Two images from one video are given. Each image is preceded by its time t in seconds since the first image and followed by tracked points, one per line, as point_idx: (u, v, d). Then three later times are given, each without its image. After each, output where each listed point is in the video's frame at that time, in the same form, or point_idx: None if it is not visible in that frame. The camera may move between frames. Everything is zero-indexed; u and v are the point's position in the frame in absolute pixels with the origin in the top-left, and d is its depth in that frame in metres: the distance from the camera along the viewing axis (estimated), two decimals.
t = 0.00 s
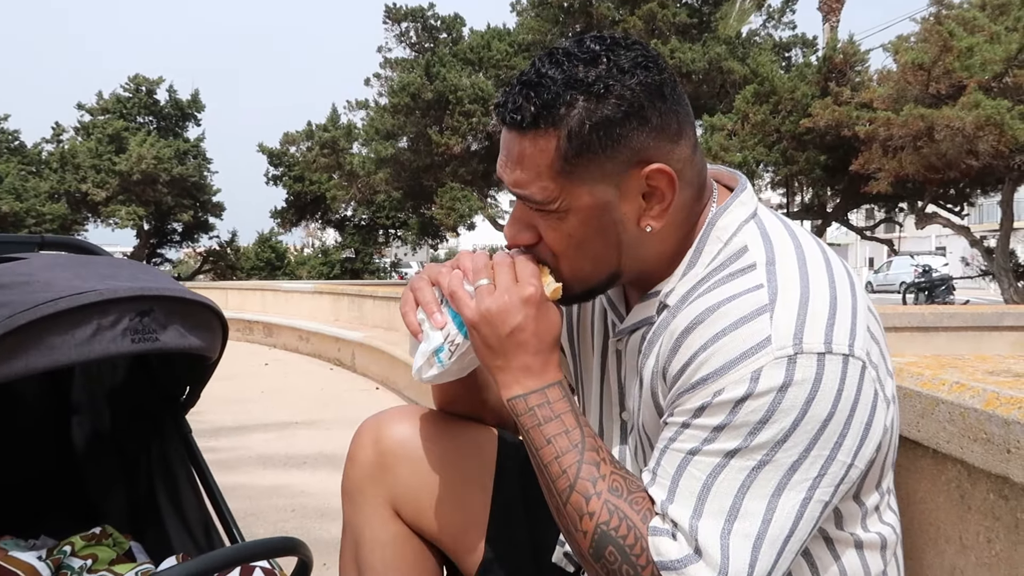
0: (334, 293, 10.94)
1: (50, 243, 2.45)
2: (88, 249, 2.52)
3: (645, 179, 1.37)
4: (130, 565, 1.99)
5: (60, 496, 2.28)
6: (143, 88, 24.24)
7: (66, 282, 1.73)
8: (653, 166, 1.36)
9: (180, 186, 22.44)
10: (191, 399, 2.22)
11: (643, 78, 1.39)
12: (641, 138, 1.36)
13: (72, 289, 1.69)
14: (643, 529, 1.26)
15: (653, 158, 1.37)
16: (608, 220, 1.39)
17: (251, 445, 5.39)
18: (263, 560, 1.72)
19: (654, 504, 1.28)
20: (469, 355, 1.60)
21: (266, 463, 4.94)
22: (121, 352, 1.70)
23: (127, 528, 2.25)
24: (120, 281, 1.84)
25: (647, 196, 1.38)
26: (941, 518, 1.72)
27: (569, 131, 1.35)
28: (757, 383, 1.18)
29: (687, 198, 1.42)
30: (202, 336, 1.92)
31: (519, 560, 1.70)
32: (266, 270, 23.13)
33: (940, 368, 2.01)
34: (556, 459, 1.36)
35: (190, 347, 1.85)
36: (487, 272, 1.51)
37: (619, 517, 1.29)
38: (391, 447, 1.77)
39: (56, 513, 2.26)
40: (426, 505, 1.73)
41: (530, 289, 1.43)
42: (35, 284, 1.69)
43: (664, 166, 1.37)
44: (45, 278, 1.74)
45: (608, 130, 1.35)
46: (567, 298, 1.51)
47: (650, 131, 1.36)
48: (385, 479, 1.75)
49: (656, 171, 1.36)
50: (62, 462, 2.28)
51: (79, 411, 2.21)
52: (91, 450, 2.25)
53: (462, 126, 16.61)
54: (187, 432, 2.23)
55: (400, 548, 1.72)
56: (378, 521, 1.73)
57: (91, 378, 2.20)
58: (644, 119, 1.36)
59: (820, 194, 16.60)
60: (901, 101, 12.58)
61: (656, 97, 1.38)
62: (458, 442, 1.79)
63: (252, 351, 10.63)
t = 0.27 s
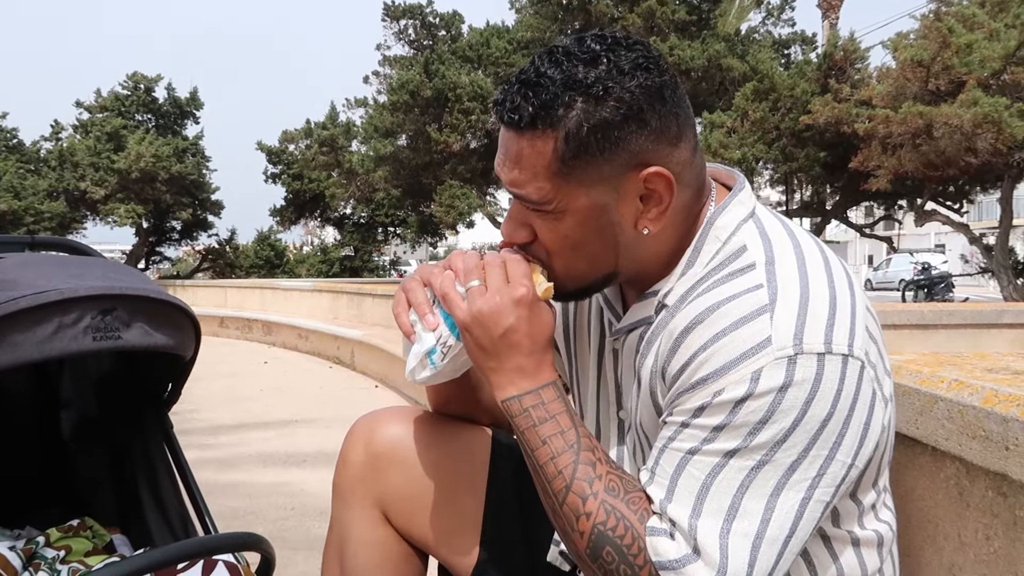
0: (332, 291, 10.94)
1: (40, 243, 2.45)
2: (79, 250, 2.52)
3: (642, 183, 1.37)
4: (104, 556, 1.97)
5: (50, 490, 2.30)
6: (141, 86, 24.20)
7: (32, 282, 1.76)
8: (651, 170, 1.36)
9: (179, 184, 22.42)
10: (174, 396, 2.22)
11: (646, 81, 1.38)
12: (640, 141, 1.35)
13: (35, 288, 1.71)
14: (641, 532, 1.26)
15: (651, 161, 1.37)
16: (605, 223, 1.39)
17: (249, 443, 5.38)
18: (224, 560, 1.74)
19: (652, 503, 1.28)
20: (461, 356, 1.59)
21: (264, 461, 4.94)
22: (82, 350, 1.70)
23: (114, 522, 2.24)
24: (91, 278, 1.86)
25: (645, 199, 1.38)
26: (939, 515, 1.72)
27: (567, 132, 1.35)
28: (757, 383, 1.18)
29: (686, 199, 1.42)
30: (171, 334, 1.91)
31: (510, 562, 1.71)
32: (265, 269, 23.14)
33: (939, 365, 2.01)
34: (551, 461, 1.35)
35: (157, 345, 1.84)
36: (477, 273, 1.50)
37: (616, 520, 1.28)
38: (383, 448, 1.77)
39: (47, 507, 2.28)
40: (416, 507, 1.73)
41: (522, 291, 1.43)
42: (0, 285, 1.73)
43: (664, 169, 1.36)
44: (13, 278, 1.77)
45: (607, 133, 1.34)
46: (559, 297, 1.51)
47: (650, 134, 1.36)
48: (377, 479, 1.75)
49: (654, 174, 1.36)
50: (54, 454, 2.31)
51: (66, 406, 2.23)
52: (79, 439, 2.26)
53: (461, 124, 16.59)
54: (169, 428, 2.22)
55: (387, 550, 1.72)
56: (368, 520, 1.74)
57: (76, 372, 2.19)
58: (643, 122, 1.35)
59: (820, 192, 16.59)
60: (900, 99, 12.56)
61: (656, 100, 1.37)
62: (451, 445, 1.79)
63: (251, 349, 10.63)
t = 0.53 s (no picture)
0: (332, 290, 10.95)
1: (40, 242, 2.45)
2: (79, 249, 2.53)
3: (643, 184, 1.38)
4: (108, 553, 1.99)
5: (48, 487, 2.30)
6: (141, 86, 24.19)
7: (42, 282, 1.78)
8: (651, 170, 1.37)
9: (179, 184, 22.42)
10: (174, 394, 2.22)
11: (650, 84, 1.39)
12: (640, 141, 1.37)
13: (46, 289, 1.73)
14: (639, 528, 1.28)
15: (652, 162, 1.38)
16: (602, 221, 1.41)
17: (250, 442, 5.39)
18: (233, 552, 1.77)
19: (650, 501, 1.29)
20: (459, 359, 1.62)
21: (265, 460, 4.95)
22: (90, 350, 1.72)
23: (113, 517, 2.27)
24: (95, 278, 1.88)
25: (645, 199, 1.40)
26: (936, 513, 1.73)
27: (569, 131, 1.38)
28: (756, 383, 1.19)
29: (688, 199, 1.43)
30: (178, 334, 1.91)
31: (510, 562, 1.74)
32: (265, 268, 23.17)
33: (935, 364, 2.03)
34: (551, 461, 1.37)
35: (164, 346, 1.85)
36: (473, 274, 1.53)
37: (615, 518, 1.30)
38: (384, 448, 1.78)
39: (46, 503, 2.29)
40: (417, 507, 1.74)
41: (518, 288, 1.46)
42: (13, 283, 1.76)
43: (662, 171, 1.38)
44: (21, 278, 1.79)
45: (607, 133, 1.36)
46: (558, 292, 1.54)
47: (650, 136, 1.37)
48: (379, 478, 1.76)
49: (654, 174, 1.37)
50: (53, 453, 2.32)
51: (67, 404, 2.25)
52: (79, 439, 2.29)
53: (461, 124, 16.62)
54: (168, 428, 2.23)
55: (386, 549, 1.72)
56: (367, 519, 1.74)
57: (76, 372, 2.22)
58: (644, 124, 1.36)
59: (819, 192, 16.61)
60: (899, 98, 12.58)
61: (659, 102, 1.38)
62: (452, 446, 1.81)
63: (251, 348, 10.64)
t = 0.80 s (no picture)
0: (332, 289, 10.97)
1: (36, 243, 2.45)
2: (77, 250, 2.53)
3: (668, 169, 1.38)
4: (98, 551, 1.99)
5: (45, 485, 2.32)
6: (141, 86, 24.19)
7: (29, 281, 1.81)
8: (677, 156, 1.38)
9: (178, 184, 22.40)
10: (167, 393, 2.22)
11: (687, 68, 1.40)
12: (670, 125, 1.37)
13: (33, 289, 1.75)
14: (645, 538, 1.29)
15: (679, 148, 1.39)
16: (624, 203, 1.40)
17: (250, 442, 5.41)
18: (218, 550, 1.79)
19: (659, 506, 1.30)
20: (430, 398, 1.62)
21: (265, 459, 4.96)
22: (77, 350, 1.74)
23: (109, 516, 2.27)
24: (84, 278, 1.90)
25: (667, 185, 1.40)
26: (933, 513, 1.74)
27: (602, 105, 1.37)
28: (777, 384, 1.21)
29: (707, 195, 1.44)
30: (168, 334, 1.93)
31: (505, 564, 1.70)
32: (265, 268, 23.17)
33: (934, 364, 2.04)
34: (539, 481, 1.35)
35: (152, 345, 1.86)
36: (414, 314, 1.43)
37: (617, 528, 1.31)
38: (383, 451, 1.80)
39: (44, 502, 2.31)
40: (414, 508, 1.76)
41: (463, 318, 1.39)
42: None
43: (690, 156, 1.38)
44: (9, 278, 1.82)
45: (640, 112, 1.36)
46: (566, 278, 1.51)
47: (680, 120, 1.38)
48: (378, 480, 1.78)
49: (681, 160, 1.38)
50: (51, 451, 2.35)
51: (63, 404, 2.29)
52: (75, 437, 2.32)
53: (461, 124, 16.64)
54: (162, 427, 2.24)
55: (384, 548, 1.74)
56: (363, 522, 1.76)
57: (72, 370, 2.26)
58: (677, 108, 1.37)
59: (818, 192, 16.62)
60: (897, 99, 12.60)
61: (693, 88, 1.39)
62: (432, 450, 1.77)
63: (251, 348, 10.65)
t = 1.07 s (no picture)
0: (332, 289, 10.98)
1: (27, 244, 2.46)
2: (69, 252, 2.54)
3: (689, 147, 1.41)
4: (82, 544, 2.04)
5: (36, 478, 2.36)
6: (141, 86, 24.18)
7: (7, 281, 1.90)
8: (700, 135, 1.41)
9: (178, 184, 22.39)
10: (154, 391, 2.23)
11: (718, 53, 1.45)
12: (695, 104, 1.42)
13: (12, 288, 1.85)
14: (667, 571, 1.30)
15: (702, 128, 1.42)
16: (640, 176, 1.42)
17: (250, 442, 5.43)
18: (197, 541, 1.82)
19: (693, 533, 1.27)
20: (328, 419, 1.69)
21: (264, 459, 4.99)
22: (56, 347, 1.83)
23: (97, 510, 2.31)
24: (63, 277, 1.98)
25: (687, 164, 1.42)
26: (930, 512, 1.75)
27: (633, 76, 1.42)
28: (808, 375, 1.21)
29: (724, 183, 1.47)
30: (148, 332, 2.00)
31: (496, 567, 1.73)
32: (264, 268, 23.18)
33: (931, 364, 2.05)
34: None
35: (131, 342, 1.93)
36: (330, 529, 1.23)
37: None
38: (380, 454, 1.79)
39: (33, 497, 2.34)
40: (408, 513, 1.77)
41: (374, 511, 1.20)
42: None
43: (711, 136, 1.42)
44: None
45: (669, 86, 1.41)
46: (574, 254, 1.50)
47: (706, 100, 1.42)
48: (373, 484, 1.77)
49: (702, 140, 1.41)
50: (40, 443, 2.36)
51: (54, 401, 2.27)
52: (64, 432, 2.31)
53: (460, 124, 16.65)
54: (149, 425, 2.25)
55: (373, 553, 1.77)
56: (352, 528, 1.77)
57: (62, 365, 2.22)
58: (705, 88, 1.42)
59: (817, 192, 16.63)
60: (896, 99, 12.62)
61: (721, 73, 1.45)
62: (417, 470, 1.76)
63: (251, 348, 10.67)
